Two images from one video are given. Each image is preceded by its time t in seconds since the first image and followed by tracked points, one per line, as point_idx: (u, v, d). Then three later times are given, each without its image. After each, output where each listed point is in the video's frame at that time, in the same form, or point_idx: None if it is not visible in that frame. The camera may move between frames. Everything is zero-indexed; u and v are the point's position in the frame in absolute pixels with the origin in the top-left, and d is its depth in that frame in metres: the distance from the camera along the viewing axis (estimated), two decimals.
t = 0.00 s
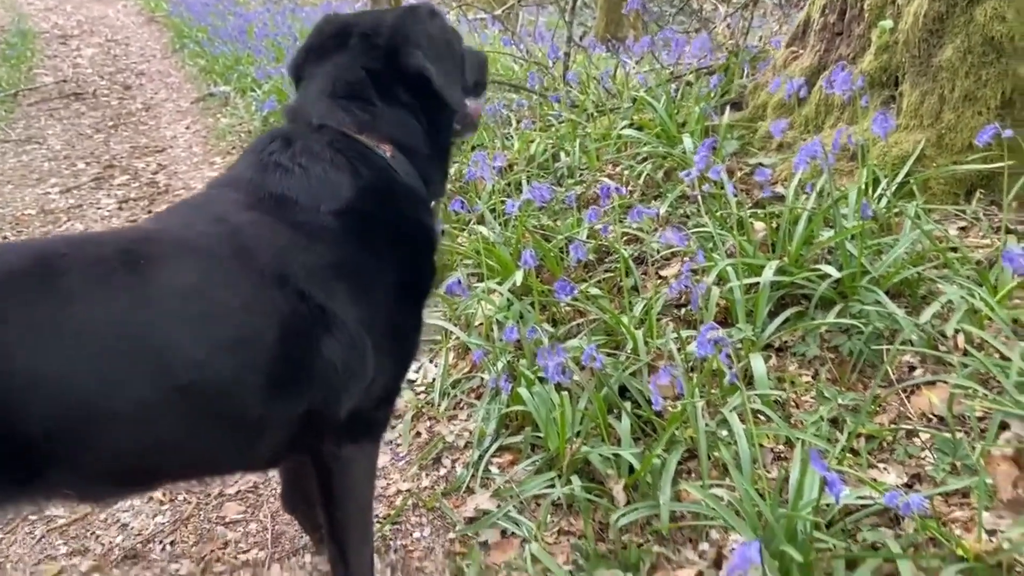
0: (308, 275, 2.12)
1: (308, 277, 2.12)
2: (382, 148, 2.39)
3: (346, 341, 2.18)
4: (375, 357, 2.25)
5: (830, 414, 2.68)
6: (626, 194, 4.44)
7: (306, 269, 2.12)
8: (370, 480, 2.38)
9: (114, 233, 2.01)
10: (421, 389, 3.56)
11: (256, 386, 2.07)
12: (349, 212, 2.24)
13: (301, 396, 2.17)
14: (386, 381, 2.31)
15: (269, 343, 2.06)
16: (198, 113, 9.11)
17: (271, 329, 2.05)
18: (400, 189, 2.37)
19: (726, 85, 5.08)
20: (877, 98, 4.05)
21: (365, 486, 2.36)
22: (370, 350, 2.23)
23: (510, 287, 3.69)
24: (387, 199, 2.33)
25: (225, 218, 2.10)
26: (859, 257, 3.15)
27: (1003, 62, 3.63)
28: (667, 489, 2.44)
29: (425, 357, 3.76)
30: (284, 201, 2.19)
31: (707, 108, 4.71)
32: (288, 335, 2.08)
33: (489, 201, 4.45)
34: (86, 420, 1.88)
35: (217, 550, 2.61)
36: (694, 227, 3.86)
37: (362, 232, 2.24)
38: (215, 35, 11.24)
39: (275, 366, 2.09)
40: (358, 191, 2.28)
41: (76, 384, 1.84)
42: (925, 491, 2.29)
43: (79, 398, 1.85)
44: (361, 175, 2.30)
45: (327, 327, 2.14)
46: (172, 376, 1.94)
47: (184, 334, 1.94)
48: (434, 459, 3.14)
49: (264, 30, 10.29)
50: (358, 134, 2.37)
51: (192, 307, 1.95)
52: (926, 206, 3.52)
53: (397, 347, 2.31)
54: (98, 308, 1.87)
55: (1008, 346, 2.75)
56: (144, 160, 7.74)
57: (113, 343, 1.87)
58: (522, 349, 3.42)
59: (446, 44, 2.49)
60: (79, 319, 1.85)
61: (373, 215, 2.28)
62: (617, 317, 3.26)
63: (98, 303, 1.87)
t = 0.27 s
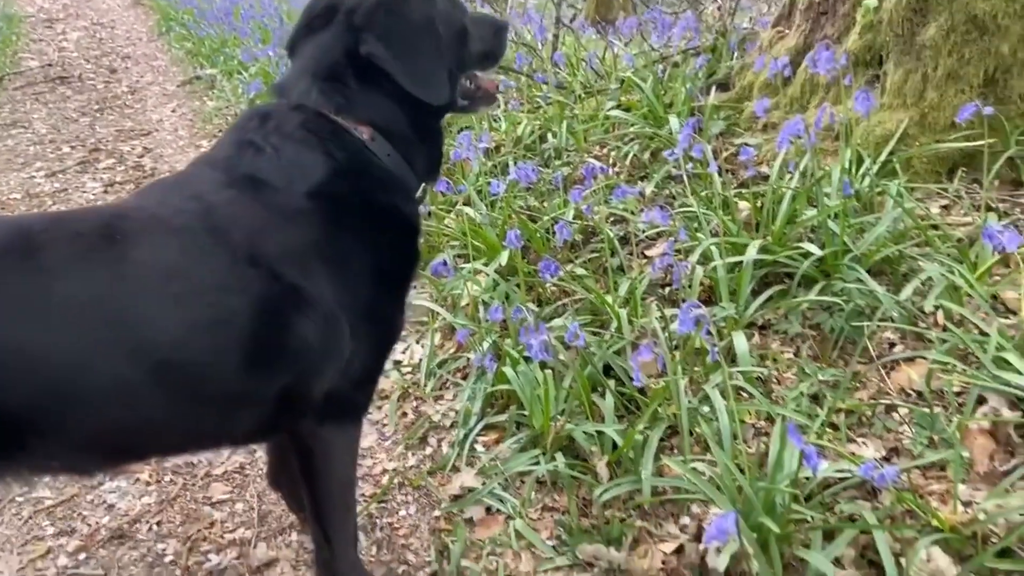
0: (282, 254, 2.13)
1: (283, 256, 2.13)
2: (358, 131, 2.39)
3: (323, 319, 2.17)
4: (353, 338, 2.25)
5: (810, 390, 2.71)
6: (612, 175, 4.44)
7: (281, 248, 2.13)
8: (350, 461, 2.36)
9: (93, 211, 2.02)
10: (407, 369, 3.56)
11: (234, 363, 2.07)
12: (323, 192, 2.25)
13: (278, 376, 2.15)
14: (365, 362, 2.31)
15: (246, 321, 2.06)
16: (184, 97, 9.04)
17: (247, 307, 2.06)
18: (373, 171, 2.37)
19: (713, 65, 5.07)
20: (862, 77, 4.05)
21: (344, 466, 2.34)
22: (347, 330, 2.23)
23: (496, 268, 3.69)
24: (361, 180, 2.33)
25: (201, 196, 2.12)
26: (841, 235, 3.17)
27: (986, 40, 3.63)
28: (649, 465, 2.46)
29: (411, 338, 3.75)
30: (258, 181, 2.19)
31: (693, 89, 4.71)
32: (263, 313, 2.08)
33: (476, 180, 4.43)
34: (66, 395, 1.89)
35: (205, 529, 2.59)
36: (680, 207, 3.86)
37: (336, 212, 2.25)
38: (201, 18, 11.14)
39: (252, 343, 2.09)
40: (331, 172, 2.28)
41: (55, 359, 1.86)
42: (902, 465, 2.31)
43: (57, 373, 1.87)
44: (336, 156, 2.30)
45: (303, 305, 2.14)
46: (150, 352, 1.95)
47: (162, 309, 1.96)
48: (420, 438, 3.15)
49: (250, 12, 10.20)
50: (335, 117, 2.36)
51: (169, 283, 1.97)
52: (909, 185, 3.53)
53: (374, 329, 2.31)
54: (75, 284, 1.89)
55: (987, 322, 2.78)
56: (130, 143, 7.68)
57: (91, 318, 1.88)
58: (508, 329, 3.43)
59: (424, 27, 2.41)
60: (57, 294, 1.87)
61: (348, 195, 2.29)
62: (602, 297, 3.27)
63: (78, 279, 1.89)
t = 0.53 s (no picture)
0: (260, 228, 2.10)
1: (260, 230, 2.10)
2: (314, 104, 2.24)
3: (307, 291, 2.16)
4: (338, 309, 2.22)
5: (791, 362, 2.75)
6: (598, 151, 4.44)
7: (256, 221, 2.09)
8: (338, 435, 2.34)
9: (76, 185, 2.00)
10: (394, 345, 3.57)
11: (223, 334, 2.08)
12: (288, 165, 2.17)
13: (265, 347, 2.16)
14: (352, 332, 2.27)
15: (229, 294, 2.06)
16: (167, 74, 8.95)
17: (230, 280, 2.05)
18: (339, 140, 2.27)
19: (698, 41, 5.06)
20: (846, 52, 4.06)
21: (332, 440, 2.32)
22: (330, 301, 2.19)
23: (481, 244, 3.70)
24: (326, 152, 2.23)
25: (177, 168, 2.09)
26: (823, 209, 3.20)
27: (969, 14, 3.64)
28: (631, 436, 2.49)
29: (397, 314, 3.75)
30: (226, 156, 2.14)
31: (678, 64, 4.70)
32: (248, 285, 2.08)
33: (461, 156, 4.39)
34: (56, 368, 1.91)
35: (194, 503, 2.59)
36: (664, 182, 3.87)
37: (305, 184, 2.18)
38: None
39: (239, 314, 2.09)
40: (292, 144, 2.19)
41: (43, 335, 1.87)
42: (880, 434, 2.36)
43: (46, 346, 1.88)
44: (296, 128, 2.21)
45: (285, 278, 2.12)
46: (137, 325, 1.96)
47: (147, 283, 1.95)
48: (407, 413, 3.17)
49: None
50: (288, 92, 2.23)
51: (152, 258, 1.96)
52: (891, 159, 3.56)
53: (360, 298, 2.26)
54: (59, 260, 1.88)
55: (966, 294, 2.82)
56: (113, 121, 7.61)
57: (77, 293, 1.88)
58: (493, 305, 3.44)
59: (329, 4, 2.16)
60: (42, 270, 1.87)
61: (314, 166, 2.20)
62: (587, 272, 3.29)
63: (62, 254, 1.88)
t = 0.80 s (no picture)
0: (231, 189, 1.97)
1: (231, 190, 1.97)
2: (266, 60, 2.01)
3: (284, 253, 2.03)
4: (316, 272, 2.09)
5: (777, 322, 2.77)
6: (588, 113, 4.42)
7: (225, 182, 1.97)
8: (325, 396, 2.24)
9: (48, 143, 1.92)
10: (383, 306, 3.58)
11: (203, 293, 2.00)
12: (247, 124, 1.99)
13: (246, 307, 2.07)
14: (335, 294, 2.15)
15: (206, 255, 1.97)
16: (153, 34, 8.82)
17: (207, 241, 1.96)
18: (298, 94, 2.05)
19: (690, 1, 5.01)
20: (838, 13, 4.05)
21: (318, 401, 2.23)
22: (308, 263, 2.07)
23: (470, 206, 3.69)
24: (280, 111, 2.02)
25: (143, 128, 1.98)
26: (811, 171, 3.21)
27: None
28: (618, 394, 2.52)
29: (387, 276, 3.74)
30: (188, 114, 1.99)
31: (669, 25, 4.66)
32: (223, 245, 1.98)
33: (451, 118, 4.34)
34: (39, 330, 1.86)
35: (187, 461, 2.60)
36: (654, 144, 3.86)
37: (269, 143, 2.01)
38: None
39: (217, 275, 2.00)
40: (247, 103, 2.00)
41: (21, 298, 1.81)
42: (862, 392, 2.40)
43: (25, 311, 1.82)
44: (248, 84, 2.00)
45: (260, 239, 2.01)
46: (117, 285, 1.89)
47: (123, 243, 1.88)
48: (397, 373, 3.19)
49: None
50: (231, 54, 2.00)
51: (127, 218, 1.88)
52: (880, 121, 3.56)
53: (340, 261, 2.12)
54: (33, 221, 1.81)
55: (950, 255, 2.85)
56: (98, 82, 7.51)
57: (53, 253, 1.82)
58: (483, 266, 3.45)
59: None
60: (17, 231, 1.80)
61: (275, 124, 2.02)
62: (575, 234, 3.30)
63: (33, 216, 1.81)
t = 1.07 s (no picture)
0: (205, 131, 1.92)
1: (207, 133, 1.92)
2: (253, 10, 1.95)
3: (260, 200, 1.98)
4: (292, 223, 2.03)
5: (769, 269, 2.80)
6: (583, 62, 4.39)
7: (201, 124, 1.91)
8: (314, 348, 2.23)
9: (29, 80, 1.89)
10: (379, 256, 3.59)
11: (179, 236, 1.96)
12: (221, 66, 1.93)
13: (224, 252, 2.02)
14: (311, 247, 2.09)
15: (183, 196, 1.92)
16: None
17: (183, 182, 1.91)
18: (275, 44, 1.98)
19: None
20: None
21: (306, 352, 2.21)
22: (283, 211, 2.01)
23: (465, 156, 3.68)
24: (254, 61, 1.96)
25: (123, 66, 1.94)
26: (806, 119, 3.20)
27: None
28: (610, 340, 2.55)
29: (382, 226, 3.73)
30: (167, 54, 1.94)
31: None
32: (198, 188, 1.93)
33: (446, 67, 4.30)
34: (16, 266, 1.83)
35: (187, 407, 2.64)
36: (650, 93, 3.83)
37: (244, 87, 1.94)
38: None
39: (191, 218, 1.95)
40: (221, 45, 1.94)
41: None
42: (850, 336, 2.43)
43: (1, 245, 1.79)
44: (227, 28, 1.94)
45: (234, 184, 1.95)
46: (93, 223, 1.85)
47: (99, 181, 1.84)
48: (393, 322, 3.22)
49: None
50: None
51: (104, 156, 1.84)
52: (877, 69, 3.54)
53: (315, 214, 2.06)
54: (10, 154, 1.78)
55: (942, 202, 2.86)
56: (88, 32, 7.40)
57: (27, 189, 1.78)
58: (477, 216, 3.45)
59: None
60: None
61: (250, 69, 1.96)
62: (570, 184, 3.31)
63: (10, 148, 1.78)
